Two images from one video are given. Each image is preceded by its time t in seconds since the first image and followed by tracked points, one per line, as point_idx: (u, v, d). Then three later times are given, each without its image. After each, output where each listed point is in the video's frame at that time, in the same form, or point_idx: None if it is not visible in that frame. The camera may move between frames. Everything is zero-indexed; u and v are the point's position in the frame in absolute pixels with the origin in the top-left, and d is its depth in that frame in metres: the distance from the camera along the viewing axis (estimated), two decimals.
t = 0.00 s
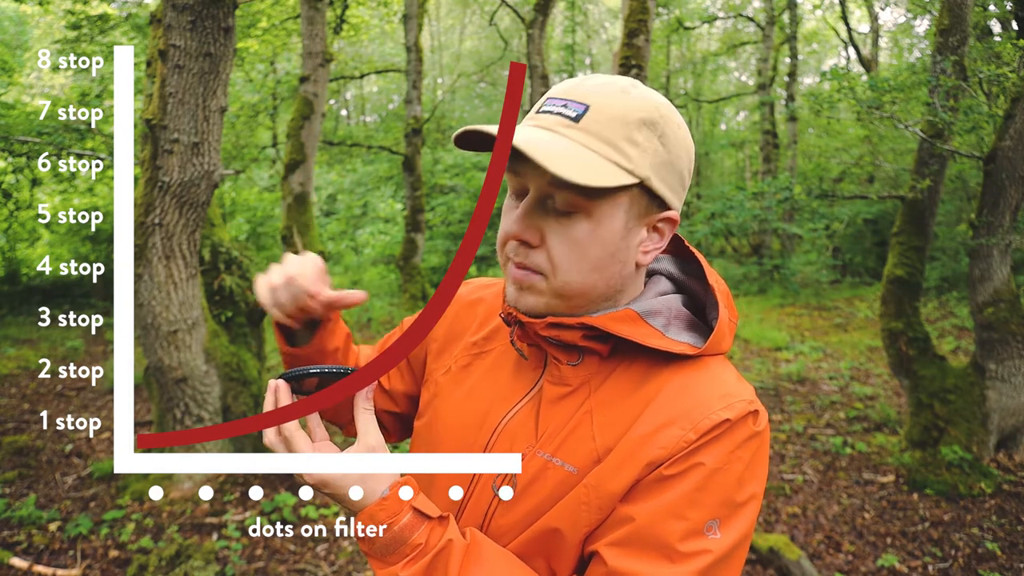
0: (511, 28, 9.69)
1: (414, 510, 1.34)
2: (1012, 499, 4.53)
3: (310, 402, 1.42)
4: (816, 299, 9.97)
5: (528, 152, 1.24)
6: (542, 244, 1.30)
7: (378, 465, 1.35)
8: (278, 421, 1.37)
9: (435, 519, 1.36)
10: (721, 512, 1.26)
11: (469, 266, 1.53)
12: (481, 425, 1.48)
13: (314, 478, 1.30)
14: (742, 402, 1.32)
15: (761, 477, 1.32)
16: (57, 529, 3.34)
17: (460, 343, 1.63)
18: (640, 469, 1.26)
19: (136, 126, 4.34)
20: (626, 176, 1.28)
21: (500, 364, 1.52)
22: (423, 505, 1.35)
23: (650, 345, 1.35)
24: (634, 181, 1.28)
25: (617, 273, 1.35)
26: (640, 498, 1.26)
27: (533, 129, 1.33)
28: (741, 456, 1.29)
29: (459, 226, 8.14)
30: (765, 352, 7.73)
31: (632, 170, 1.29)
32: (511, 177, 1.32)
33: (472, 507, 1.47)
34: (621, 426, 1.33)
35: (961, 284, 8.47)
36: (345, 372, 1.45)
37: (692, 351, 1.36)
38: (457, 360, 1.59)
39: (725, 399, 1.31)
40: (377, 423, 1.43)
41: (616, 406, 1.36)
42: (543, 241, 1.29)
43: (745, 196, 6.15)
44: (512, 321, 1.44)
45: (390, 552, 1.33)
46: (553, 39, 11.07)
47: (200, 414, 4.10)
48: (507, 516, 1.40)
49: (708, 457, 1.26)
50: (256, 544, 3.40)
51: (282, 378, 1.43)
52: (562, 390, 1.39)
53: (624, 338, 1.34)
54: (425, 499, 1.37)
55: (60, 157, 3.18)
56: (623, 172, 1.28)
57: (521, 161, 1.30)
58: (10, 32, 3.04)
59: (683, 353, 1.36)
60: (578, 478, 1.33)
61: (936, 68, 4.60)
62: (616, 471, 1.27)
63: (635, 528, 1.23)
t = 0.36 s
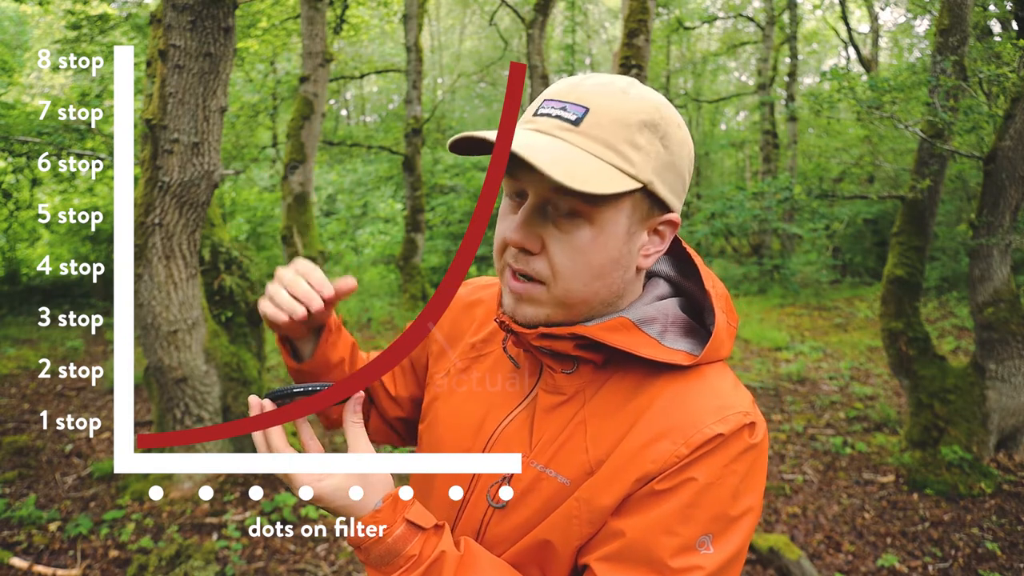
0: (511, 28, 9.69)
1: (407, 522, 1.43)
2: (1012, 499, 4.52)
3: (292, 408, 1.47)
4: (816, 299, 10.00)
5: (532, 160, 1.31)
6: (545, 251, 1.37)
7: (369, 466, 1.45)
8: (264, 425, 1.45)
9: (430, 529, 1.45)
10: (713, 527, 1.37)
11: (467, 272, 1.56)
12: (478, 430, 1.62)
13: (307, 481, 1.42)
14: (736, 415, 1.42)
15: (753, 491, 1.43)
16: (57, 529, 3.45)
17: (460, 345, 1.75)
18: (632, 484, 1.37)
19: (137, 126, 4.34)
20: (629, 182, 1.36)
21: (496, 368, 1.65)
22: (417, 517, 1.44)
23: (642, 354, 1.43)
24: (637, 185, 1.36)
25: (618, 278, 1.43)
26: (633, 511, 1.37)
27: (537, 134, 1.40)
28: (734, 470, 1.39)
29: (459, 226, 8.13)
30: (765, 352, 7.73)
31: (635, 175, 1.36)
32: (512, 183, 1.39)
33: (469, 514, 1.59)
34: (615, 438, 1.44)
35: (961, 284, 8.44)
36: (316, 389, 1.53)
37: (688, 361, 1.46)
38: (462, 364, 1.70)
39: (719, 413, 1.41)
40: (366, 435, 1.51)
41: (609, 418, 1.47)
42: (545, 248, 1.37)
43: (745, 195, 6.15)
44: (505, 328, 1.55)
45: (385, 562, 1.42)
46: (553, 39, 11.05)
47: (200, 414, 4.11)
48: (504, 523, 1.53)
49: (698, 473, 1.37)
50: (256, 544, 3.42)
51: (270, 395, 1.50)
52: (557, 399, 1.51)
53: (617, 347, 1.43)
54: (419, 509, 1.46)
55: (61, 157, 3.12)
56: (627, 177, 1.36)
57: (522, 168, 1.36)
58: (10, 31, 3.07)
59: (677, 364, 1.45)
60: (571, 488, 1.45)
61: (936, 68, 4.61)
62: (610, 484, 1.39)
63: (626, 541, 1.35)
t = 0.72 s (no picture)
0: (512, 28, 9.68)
1: (403, 517, 1.44)
2: (1012, 498, 4.50)
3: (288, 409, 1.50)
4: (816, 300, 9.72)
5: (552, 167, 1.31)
6: (556, 254, 1.40)
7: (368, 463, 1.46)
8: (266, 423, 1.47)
9: (425, 525, 1.45)
10: (707, 525, 1.37)
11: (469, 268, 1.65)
12: (473, 428, 1.68)
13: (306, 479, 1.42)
14: (730, 411, 1.41)
15: (749, 488, 1.42)
16: (57, 529, 3.48)
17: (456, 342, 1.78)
18: (625, 481, 1.39)
19: (137, 126, 4.35)
20: (644, 186, 1.37)
21: (495, 364, 1.66)
22: (412, 513, 1.44)
23: (639, 351, 1.45)
24: (651, 189, 1.38)
25: (626, 279, 1.46)
26: (626, 509, 1.39)
27: (551, 136, 1.39)
28: (728, 467, 1.39)
29: (459, 226, 8.12)
30: (765, 352, 7.73)
31: (649, 178, 1.38)
32: (525, 185, 1.39)
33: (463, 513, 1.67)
34: (608, 435, 1.46)
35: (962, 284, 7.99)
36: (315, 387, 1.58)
37: (685, 358, 1.46)
38: (461, 363, 1.71)
39: (713, 409, 1.40)
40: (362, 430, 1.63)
41: (603, 414, 1.49)
42: (555, 251, 1.39)
43: (745, 196, 6.15)
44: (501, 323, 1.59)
45: (380, 558, 1.42)
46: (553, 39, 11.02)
47: (201, 414, 4.05)
48: (498, 521, 1.57)
49: (692, 470, 1.37)
50: (257, 544, 3.45)
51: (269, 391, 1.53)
52: (552, 396, 1.55)
53: (612, 342, 1.46)
54: (416, 506, 1.46)
55: (60, 157, 3.10)
56: (643, 181, 1.37)
57: (535, 170, 1.36)
58: (10, 31, 3.18)
59: (674, 360, 1.46)
60: (564, 485, 1.49)
61: (935, 69, 4.62)
62: (602, 483, 1.40)
63: (618, 539, 1.36)
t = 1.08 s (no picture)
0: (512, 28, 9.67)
1: (403, 515, 1.44)
2: (1012, 498, 4.51)
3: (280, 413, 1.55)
4: (816, 300, 9.80)
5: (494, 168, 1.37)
6: (519, 249, 1.42)
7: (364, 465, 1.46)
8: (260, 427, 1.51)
9: (426, 523, 1.46)
10: (707, 515, 1.35)
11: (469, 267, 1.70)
12: (476, 428, 1.68)
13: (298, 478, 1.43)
14: (727, 399, 1.40)
15: (750, 478, 1.40)
16: (57, 529, 3.47)
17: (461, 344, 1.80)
18: (623, 471, 1.37)
19: (137, 126, 4.35)
20: (594, 181, 1.36)
21: (498, 364, 1.67)
22: (411, 510, 1.44)
23: (636, 343, 1.44)
24: (603, 184, 1.36)
25: (596, 275, 1.44)
26: (624, 501, 1.37)
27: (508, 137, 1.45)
28: (728, 455, 1.37)
29: (459, 226, 8.13)
30: (765, 352, 7.71)
31: (601, 173, 1.36)
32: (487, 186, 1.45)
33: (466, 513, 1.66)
34: (606, 427, 1.46)
35: (963, 284, 8.01)
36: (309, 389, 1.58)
37: (679, 348, 1.46)
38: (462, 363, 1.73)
39: (709, 397, 1.39)
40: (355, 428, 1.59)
41: (601, 407, 1.49)
42: (518, 247, 1.41)
43: (745, 196, 6.15)
44: (500, 323, 1.59)
45: (381, 556, 1.42)
46: (553, 39, 11.01)
47: (201, 415, 4.02)
48: (500, 518, 1.57)
49: (690, 458, 1.35)
50: (257, 544, 3.48)
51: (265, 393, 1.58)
52: (551, 392, 1.55)
53: (607, 335, 1.45)
54: (415, 504, 1.47)
55: (60, 157, 3.10)
56: (593, 176, 1.36)
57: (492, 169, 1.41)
58: (10, 31, 3.18)
59: (668, 350, 1.46)
60: (564, 480, 1.49)
61: (936, 69, 4.61)
62: (599, 474, 1.40)
63: (617, 530, 1.34)
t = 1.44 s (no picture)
0: (511, 27, 9.66)
1: (407, 511, 1.44)
2: (1012, 498, 4.51)
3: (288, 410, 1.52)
4: (816, 300, 9.89)
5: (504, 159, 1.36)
6: (528, 243, 1.41)
7: (368, 465, 1.46)
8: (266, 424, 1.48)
9: (430, 519, 1.46)
10: (714, 516, 1.34)
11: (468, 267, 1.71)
12: (484, 427, 1.67)
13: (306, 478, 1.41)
14: (736, 401, 1.39)
15: (758, 480, 1.39)
16: (57, 529, 3.42)
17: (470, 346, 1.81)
18: (630, 470, 1.37)
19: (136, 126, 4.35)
20: (604, 178, 1.36)
21: (499, 364, 1.68)
22: (415, 507, 1.45)
23: (646, 343, 1.43)
24: (612, 181, 1.37)
25: (603, 273, 1.44)
26: (631, 500, 1.36)
27: (521, 131, 1.46)
28: (736, 456, 1.36)
29: (459, 226, 8.14)
30: (765, 352, 7.71)
31: (611, 170, 1.37)
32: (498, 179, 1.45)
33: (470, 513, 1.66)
34: (615, 426, 1.45)
35: (962, 284, 8.10)
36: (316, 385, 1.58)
37: (688, 349, 1.45)
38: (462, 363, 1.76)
39: (718, 398, 1.39)
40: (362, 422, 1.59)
41: (610, 406, 1.48)
42: (528, 241, 1.41)
43: (745, 196, 6.15)
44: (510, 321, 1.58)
45: (384, 552, 1.42)
46: (552, 39, 10.98)
47: (200, 414, 4.02)
48: (504, 517, 1.56)
49: (699, 458, 1.34)
50: (257, 544, 3.46)
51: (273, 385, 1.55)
52: (560, 391, 1.54)
53: (617, 334, 1.44)
54: (419, 501, 1.47)
55: (60, 157, 3.10)
56: (603, 173, 1.37)
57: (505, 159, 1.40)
58: (10, 31, 3.15)
59: (676, 350, 1.44)
60: (571, 478, 1.47)
61: (936, 69, 4.61)
62: (607, 473, 1.39)
63: (624, 530, 1.33)
